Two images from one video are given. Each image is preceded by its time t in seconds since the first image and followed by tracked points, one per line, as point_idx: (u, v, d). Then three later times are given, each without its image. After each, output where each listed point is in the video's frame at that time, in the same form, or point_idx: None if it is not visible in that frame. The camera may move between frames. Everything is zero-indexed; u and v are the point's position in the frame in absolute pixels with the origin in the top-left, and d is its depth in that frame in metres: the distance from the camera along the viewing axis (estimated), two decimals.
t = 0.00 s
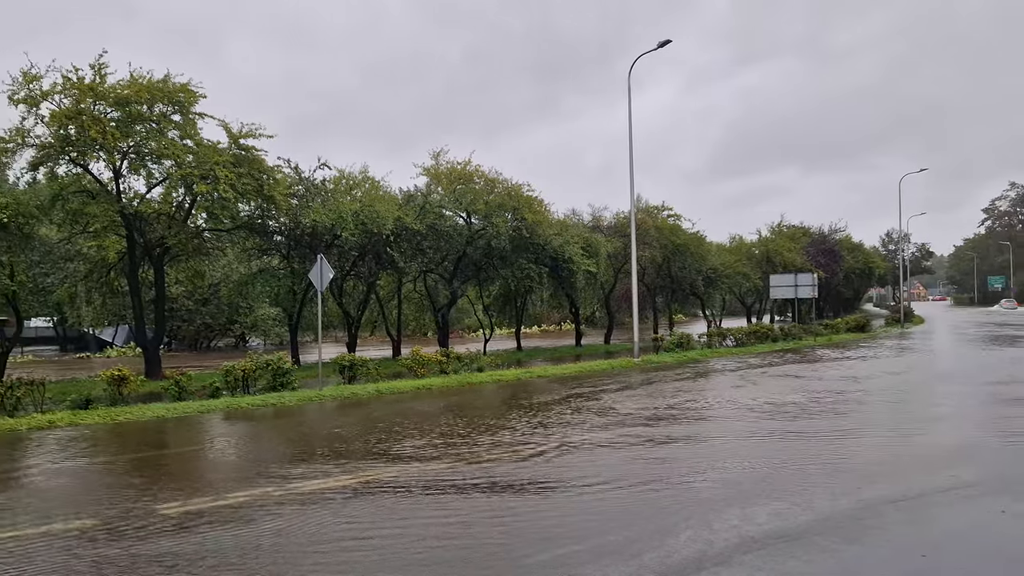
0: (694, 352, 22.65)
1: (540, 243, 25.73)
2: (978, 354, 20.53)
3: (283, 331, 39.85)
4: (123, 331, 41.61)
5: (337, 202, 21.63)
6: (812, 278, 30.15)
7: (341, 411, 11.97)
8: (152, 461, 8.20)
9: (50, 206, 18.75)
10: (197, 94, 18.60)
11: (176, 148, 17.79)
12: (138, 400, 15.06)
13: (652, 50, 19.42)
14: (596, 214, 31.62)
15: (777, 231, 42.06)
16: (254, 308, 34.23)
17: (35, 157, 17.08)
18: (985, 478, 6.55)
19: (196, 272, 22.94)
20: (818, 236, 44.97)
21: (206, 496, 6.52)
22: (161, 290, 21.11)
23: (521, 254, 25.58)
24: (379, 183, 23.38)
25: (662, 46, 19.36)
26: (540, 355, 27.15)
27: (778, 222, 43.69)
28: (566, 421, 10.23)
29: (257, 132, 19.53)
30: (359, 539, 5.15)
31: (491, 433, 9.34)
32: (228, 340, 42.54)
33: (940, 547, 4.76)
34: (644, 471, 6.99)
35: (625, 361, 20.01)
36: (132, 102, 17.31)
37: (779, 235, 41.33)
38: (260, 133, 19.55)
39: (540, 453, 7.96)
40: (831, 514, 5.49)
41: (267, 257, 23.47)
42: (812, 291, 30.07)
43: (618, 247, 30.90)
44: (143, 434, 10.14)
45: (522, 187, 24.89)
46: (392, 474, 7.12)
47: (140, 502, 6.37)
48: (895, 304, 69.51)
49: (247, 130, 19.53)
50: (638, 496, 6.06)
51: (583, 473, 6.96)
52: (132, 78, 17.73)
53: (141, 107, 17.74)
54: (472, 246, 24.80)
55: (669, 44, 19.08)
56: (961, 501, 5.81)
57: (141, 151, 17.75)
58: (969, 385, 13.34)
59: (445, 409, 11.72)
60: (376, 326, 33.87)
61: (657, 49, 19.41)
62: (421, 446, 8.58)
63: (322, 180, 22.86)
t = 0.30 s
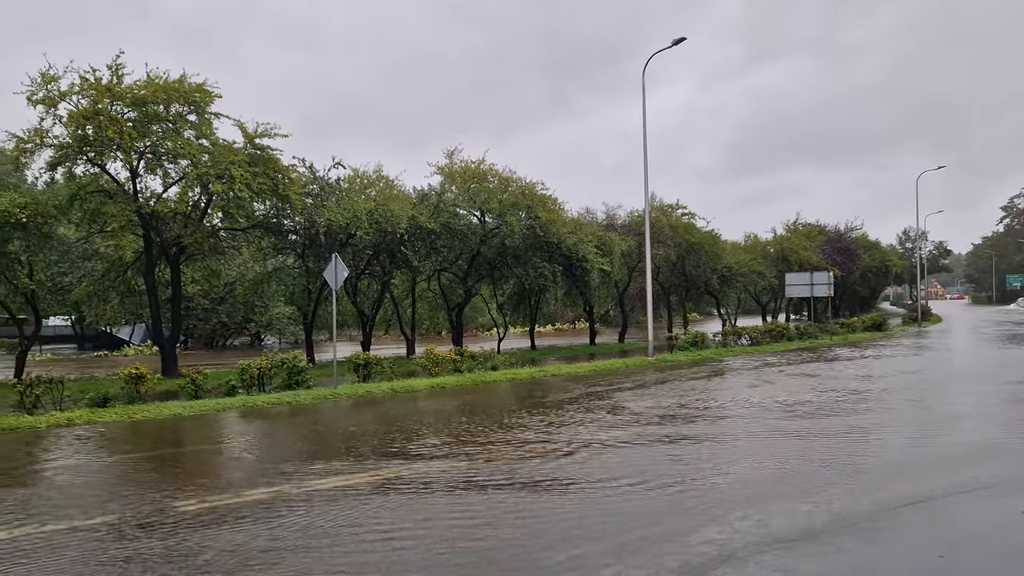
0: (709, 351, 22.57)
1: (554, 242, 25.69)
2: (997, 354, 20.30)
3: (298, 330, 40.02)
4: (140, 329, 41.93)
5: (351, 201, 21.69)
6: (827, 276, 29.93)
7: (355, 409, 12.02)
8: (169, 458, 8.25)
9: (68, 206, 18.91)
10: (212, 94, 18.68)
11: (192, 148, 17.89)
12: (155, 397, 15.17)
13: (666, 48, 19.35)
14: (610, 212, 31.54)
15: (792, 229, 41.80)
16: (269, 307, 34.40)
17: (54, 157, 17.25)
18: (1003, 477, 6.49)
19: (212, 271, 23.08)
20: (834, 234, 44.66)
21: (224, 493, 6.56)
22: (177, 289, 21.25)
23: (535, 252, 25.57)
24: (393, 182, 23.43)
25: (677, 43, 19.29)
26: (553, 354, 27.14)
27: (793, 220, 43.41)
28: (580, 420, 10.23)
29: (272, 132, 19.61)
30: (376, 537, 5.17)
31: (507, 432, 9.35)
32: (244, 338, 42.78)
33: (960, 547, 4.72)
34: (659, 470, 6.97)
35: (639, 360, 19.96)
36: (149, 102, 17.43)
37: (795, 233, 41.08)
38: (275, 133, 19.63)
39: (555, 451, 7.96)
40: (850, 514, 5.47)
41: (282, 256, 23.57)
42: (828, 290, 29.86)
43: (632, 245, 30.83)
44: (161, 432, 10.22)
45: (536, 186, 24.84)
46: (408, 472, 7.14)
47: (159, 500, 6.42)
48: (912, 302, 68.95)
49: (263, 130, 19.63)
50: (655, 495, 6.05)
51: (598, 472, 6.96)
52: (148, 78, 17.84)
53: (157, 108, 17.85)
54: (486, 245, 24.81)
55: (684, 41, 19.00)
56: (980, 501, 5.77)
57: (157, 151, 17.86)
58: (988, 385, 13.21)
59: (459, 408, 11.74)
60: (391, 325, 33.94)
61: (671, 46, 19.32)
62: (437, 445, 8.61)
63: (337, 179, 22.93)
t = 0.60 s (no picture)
0: (725, 350, 22.46)
1: (570, 241, 25.68)
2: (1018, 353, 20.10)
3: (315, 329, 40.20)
4: (158, 328, 42.28)
5: (367, 200, 21.79)
6: (845, 275, 29.75)
7: (370, 407, 12.07)
8: (186, 456, 8.32)
9: (88, 206, 19.10)
10: (230, 94, 18.79)
11: (209, 148, 18.00)
12: (173, 396, 15.30)
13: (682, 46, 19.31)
14: (626, 211, 31.48)
15: (810, 227, 41.53)
16: (285, 306, 34.59)
17: (73, 157, 17.44)
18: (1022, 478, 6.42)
19: (229, 270, 23.24)
20: (851, 233, 44.38)
21: (241, 490, 6.62)
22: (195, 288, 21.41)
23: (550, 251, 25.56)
24: (409, 181, 23.50)
25: (693, 41, 19.25)
26: (568, 353, 27.10)
27: (810, 219, 43.13)
28: (595, 419, 10.21)
29: (289, 131, 19.73)
30: (390, 535, 5.19)
31: (521, 431, 9.36)
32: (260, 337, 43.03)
33: (976, 548, 4.69)
34: (674, 469, 6.97)
35: (654, 359, 19.91)
36: (167, 102, 17.57)
37: (812, 232, 40.82)
38: (292, 133, 19.75)
39: (569, 450, 7.97)
40: (866, 514, 5.43)
41: (298, 255, 23.70)
42: (845, 289, 29.66)
43: (648, 244, 30.76)
44: (179, 429, 10.31)
45: (551, 185, 24.82)
46: (423, 470, 7.17)
47: (177, 496, 6.49)
48: (930, 302, 68.36)
49: (280, 129, 19.75)
50: (669, 494, 6.05)
51: (613, 470, 6.96)
52: (167, 78, 17.99)
53: (175, 108, 17.99)
54: (501, 244, 24.83)
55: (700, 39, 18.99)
56: (999, 502, 5.72)
57: (175, 150, 18.00)
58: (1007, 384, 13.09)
59: (474, 407, 11.75)
60: (406, 324, 34.02)
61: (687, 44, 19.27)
62: (452, 442, 8.64)
63: (353, 178, 23.03)
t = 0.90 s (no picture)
0: (742, 350, 22.35)
1: (586, 240, 25.64)
2: None
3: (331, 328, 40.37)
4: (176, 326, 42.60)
5: (383, 200, 21.87)
6: (863, 274, 29.53)
7: (386, 406, 12.11)
8: (205, 453, 8.38)
9: (107, 205, 19.28)
10: (247, 95, 18.89)
11: (227, 147, 18.12)
12: (191, 394, 15.41)
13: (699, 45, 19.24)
14: (642, 210, 31.39)
15: (827, 226, 41.24)
16: (302, 305, 34.76)
17: (93, 157, 17.61)
18: None
19: (246, 270, 23.37)
20: (870, 232, 44.06)
21: (260, 488, 6.66)
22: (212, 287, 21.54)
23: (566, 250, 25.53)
24: (425, 181, 23.55)
25: (709, 40, 19.19)
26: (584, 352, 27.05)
27: (828, 217, 42.83)
28: (611, 418, 10.19)
29: (305, 131, 19.82)
30: (407, 532, 5.21)
31: (538, 430, 9.35)
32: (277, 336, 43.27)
33: (998, 549, 4.65)
34: (692, 468, 6.95)
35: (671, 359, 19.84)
36: (185, 102, 17.70)
37: (830, 231, 40.54)
38: (308, 133, 19.84)
39: (586, 449, 7.97)
40: (886, 515, 5.39)
41: (315, 254, 23.81)
42: (864, 288, 29.44)
43: (664, 243, 30.65)
44: (198, 427, 10.38)
45: (567, 184, 24.79)
46: (440, 469, 7.19)
47: (197, 493, 6.54)
48: (949, 301, 67.72)
49: (297, 129, 19.85)
50: (688, 493, 6.04)
51: (631, 469, 6.95)
52: (186, 79, 18.11)
53: (193, 108, 18.11)
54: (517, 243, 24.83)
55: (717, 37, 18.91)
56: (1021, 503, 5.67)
57: (193, 150, 18.12)
58: None
59: (491, 406, 11.75)
60: (422, 323, 34.07)
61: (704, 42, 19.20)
62: (467, 441, 8.65)
63: (369, 177, 23.10)
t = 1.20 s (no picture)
0: (762, 349, 22.20)
1: (605, 239, 25.58)
2: None
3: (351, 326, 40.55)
4: (199, 324, 43.00)
5: (403, 199, 21.94)
6: (886, 273, 29.24)
7: (406, 405, 12.14)
8: (226, 450, 8.45)
9: (131, 205, 19.49)
10: (268, 94, 19.00)
11: (248, 147, 18.26)
12: (213, 391, 15.55)
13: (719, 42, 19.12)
14: (661, 209, 31.26)
15: (850, 225, 40.85)
16: (322, 303, 34.95)
17: (117, 157, 17.83)
18: None
19: (267, 269, 23.56)
20: (892, 230, 43.62)
21: (280, 485, 6.71)
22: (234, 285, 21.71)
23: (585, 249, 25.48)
24: (444, 180, 23.60)
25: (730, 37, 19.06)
26: (603, 351, 26.98)
27: (850, 215, 42.42)
28: (630, 418, 10.16)
29: (325, 130, 19.91)
30: (426, 531, 5.21)
31: (557, 429, 9.34)
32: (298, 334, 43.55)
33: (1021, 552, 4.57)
34: (710, 468, 6.91)
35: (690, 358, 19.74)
36: (207, 102, 17.87)
37: (852, 229, 40.15)
38: (329, 132, 19.93)
39: (605, 448, 7.94)
40: (909, 517, 5.33)
41: (335, 253, 23.93)
42: (887, 287, 29.14)
43: (684, 241, 30.51)
44: (218, 424, 10.47)
45: (587, 182, 24.73)
46: (458, 467, 7.20)
47: (217, 489, 6.60)
48: (973, 301, 66.86)
49: (317, 128, 19.93)
50: (707, 493, 6.00)
51: (649, 469, 6.92)
52: (208, 79, 18.26)
53: (215, 108, 18.27)
54: (536, 242, 24.81)
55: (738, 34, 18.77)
56: None
57: (215, 150, 18.27)
58: None
59: (511, 404, 11.74)
60: (441, 322, 34.18)
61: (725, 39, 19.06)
62: (486, 440, 8.66)
63: (389, 176, 23.17)
